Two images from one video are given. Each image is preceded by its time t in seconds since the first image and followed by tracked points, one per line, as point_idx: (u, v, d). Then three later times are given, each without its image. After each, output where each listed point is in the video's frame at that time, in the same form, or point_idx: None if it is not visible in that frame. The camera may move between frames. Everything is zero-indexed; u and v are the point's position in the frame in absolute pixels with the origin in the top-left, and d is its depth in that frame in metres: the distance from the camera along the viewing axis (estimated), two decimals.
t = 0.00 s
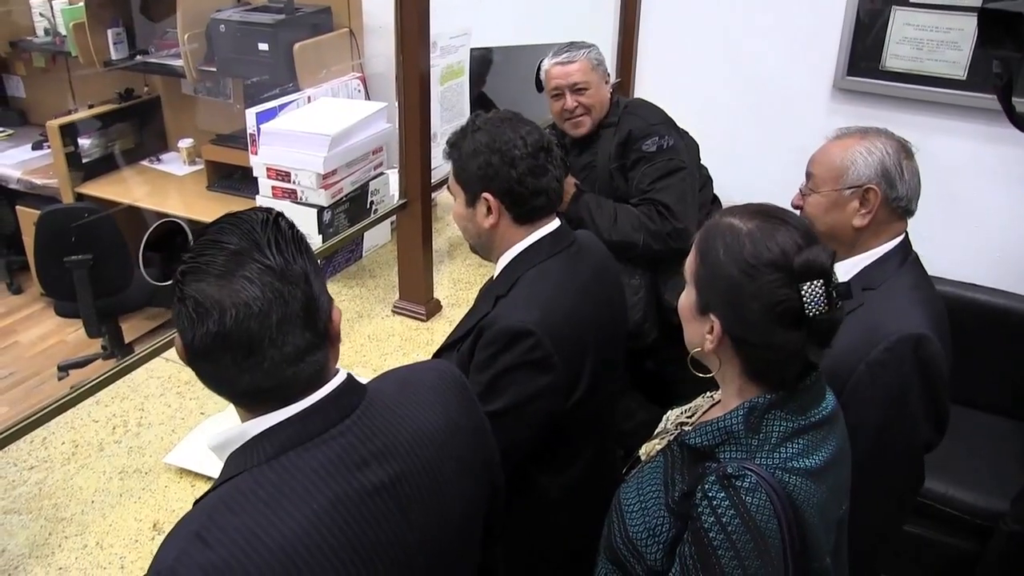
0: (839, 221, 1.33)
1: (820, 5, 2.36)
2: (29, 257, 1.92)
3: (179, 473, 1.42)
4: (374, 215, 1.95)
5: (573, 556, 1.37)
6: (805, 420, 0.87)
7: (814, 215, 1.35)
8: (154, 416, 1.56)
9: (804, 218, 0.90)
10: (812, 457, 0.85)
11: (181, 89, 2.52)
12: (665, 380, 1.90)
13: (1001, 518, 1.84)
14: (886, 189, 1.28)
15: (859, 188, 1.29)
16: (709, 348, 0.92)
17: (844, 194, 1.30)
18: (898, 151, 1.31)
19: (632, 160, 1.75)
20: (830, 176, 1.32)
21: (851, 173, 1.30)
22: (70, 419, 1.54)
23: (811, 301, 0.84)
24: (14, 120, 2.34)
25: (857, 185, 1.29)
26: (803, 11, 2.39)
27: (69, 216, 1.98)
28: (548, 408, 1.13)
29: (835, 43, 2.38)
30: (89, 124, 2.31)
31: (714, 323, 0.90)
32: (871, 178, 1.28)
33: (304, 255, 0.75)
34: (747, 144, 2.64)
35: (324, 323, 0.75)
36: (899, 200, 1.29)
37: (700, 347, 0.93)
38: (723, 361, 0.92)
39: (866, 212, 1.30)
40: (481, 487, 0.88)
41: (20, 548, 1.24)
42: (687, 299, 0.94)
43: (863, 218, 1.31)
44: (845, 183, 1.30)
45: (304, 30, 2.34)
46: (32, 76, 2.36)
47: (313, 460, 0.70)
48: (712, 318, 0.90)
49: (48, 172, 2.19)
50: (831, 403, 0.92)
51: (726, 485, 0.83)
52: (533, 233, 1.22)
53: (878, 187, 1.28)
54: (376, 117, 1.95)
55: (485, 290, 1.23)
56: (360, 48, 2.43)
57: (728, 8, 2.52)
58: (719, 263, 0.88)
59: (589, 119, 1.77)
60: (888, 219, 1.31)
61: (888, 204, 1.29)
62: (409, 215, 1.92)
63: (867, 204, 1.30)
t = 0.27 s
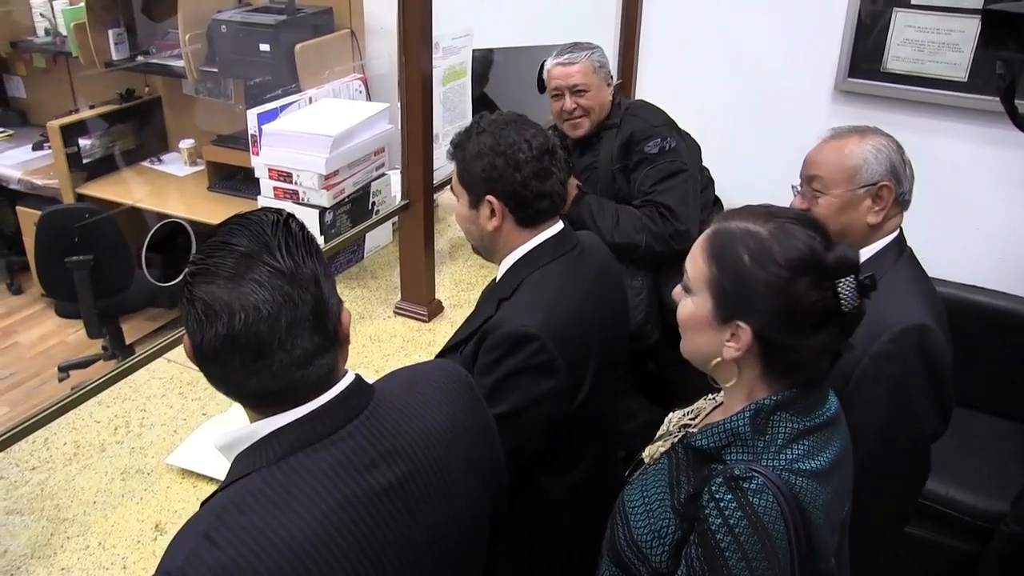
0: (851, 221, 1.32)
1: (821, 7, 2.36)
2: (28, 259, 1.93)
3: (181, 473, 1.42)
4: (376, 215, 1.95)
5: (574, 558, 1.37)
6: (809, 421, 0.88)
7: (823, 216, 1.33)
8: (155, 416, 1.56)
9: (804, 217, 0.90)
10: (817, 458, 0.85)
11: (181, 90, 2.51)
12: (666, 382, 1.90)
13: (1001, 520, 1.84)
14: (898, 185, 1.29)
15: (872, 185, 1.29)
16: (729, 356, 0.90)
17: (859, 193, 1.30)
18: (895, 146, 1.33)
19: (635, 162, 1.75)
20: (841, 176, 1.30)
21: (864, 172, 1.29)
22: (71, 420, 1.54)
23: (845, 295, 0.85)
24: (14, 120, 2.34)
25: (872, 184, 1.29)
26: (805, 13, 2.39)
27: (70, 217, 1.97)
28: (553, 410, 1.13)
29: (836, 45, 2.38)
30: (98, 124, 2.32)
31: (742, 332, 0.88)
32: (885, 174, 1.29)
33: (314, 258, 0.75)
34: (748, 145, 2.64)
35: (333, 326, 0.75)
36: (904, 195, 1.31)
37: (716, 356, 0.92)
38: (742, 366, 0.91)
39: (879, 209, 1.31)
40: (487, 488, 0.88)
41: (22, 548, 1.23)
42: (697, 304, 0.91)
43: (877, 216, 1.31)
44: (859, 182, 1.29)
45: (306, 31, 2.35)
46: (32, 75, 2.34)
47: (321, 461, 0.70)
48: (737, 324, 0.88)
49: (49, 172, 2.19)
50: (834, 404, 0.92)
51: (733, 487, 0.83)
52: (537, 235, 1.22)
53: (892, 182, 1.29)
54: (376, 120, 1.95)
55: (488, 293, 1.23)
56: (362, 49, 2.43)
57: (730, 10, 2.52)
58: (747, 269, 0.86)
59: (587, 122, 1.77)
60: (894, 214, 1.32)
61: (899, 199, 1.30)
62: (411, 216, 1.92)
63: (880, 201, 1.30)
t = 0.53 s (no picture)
0: (853, 223, 1.32)
1: (822, 9, 2.36)
2: (28, 255, 1.91)
3: (182, 471, 1.42)
4: (376, 215, 1.95)
5: (575, 558, 1.37)
6: (815, 423, 0.88)
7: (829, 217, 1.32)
8: (156, 414, 1.57)
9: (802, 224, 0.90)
10: (823, 461, 0.86)
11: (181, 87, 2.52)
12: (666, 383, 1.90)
13: (1001, 522, 1.85)
14: (897, 183, 1.31)
15: (875, 185, 1.30)
16: (749, 362, 0.91)
17: (863, 193, 1.30)
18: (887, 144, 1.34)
19: (636, 163, 1.75)
20: (846, 177, 1.30)
21: (867, 172, 1.29)
22: (72, 417, 1.54)
23: (864, 293, 0.90)
24: (15, 117, 2.31)
25: (875, 184, 1.30)
26: (807, 14, 2.39)
27: (71, 214, 1.96)
28: (556, 410, 1.13)
29: (837, 47, 2.38)
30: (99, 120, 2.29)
31: (767, 338, 0.89)
32: (887, 173, 1.30)
33: (320, 254, 0.76)
34: (749, 147, 2.64)
35: (338, 324, 0.75)
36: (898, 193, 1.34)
37: (737, 363, 0.92)
38: (759, 370, 0.92)
39: (880, 208, 1.32)
40: (490, 487, 0.88)
41: (23, 545, 1.23)
42: (713, 313, 0.91)
43: (880, 215, 1.32)
44: (863, 182, 1.30)
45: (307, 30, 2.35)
46: (33, 73, 2.34)
47: (326, 459, 0.70)
48: (764, 330, 0.89)
49: (49, 169, 2.17)
50: (837, 406, 0.93)
51: (741, 489, 0.83)
52: (541, 235, 1.22)
53: (893, 181, 1.30)
54: (377, 119, 1.95)
55: (491, 293, 1.23)
56: (363, 48, 2.45)
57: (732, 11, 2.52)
58: (769, 274, 0.87)
59: (572, 123, 1.77)
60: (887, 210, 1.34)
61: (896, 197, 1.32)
62: (412, 215, 1.93)
63: (882, 200, 1.31)
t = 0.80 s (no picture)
0: (857, 224, 1.32)
1: (822, 10, 2.36)
2: (28, 255, 1.91)
3: (182, 472, 1.42)
4: (376, 215, 1.95)
5: (575, 559, 1.37)
6: (829, 427, 0.88)
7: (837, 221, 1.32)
8: (156, 414, 1.57)
9: (811, 232, 0.90)
10: (837, 465, 0.86)
11: (180, 87, 2.53)
12: (666, 383, 1.91)
13: (1001, 524, 1.85)
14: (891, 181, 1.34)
15: (876, 186, 1.32)
16: (767, 369, 0.90)
17: (867, 195, 1.31)
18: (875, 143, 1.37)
19: (636, 163, 1.75)
20: (853, 180, 1.30)
21: (870, 173, 1.31)
22: (72, 417, 1.54)
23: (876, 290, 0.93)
24: (15, 117, 2.29)
25: (878, 184, 1.32)
26: (809, 15, 2.39)
27: (72, 215, 1.95)
28: (561, 411, 1.13)
29: (838, 47, 2.38)
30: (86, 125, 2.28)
31: (786, 345, 0.89)
32: (884, 173, 1.32)
33: (326, 254, 0.76)
34: (749, 148, 2.64)
35: (344, 323, 0.75)
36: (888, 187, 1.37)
37: (754, 371, 0.91)
38: (773, 376, 0.91)
39: (877, 208, 1.34)
40: (492, 488, 0.88)
41: (23, 545, 1.23)
42: (728, 323, 0.90)
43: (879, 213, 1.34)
44: (867, 184, 1.31)
45: (307, 30, 2.35)
46: (32, 73, 2.32)
47: (329, 457, 0.70)
48: (785, 338, 0.88)
49: (49, 169, 2.17)
50: (847, 409, 0.93)
51: (760, 493, 0.82)
52: (547, 236, 1.22)
53: (889, 180, 1.33)
54: (377, 120, 1.95)
55: (496, 294, 1.23)
56: (363, 49, 2.46)
57: (733, 12, 2.52)
58: (792, 282, 0.87)
59: (573, 123, 1.77)
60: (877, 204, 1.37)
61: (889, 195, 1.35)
62: (411, 216, 1.93)
63: (881, 199, 1.33)
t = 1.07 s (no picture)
0: (868, 228, 1.34)
1: (824, 9, 2.36)
2: (29, 254, 1.91)
3: (184, 471, 1.42)
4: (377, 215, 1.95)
5: (577, 559, 1.37)
6: (847, 430, 0.88)
7: (848, 222, 1.33)
8: (158, 413, 1.57)
9: (822, 234, 0.89)
10: (856, 469, 0.85)
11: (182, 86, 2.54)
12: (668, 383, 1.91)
13: (1003, 524, 1.85)
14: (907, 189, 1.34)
15: (890, 193, 1.32)
16: (791, 375, 0.90)
17: (880, 201, 1.32)
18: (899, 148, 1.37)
19: (638, 163, 1.74)
20: (866, 183, 1.31)
21: (885, 178, 1.31)
22: (74, 416, 1.54)
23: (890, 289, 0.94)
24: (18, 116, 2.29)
25: (892, 190, 1.32)
26: (812, 13, 2.39)
27: (71, 214, 1.97)
28: (568, 411, 1.13)
29: (841, 46, 2.38)
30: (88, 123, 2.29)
31: (813, 350, 0.88)
32: (900, 180, 1.33)
33: (329, 255, 0.76)
34: (752, 147, 2.63)
35: (348, 324, 0.75)
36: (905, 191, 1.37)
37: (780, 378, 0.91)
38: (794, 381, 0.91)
39: (891, 215, 1.34)
40: (497, 487, 0.88)
41: (25, 544, 1.24)
42: (751, 332, 0.89)
43: (893, 219, 1.34)
44: (881, 189, 1.32)
45: (307, 30, 2.35)
46: (33, 72, 2.29)
47: (334, 457, 0.70)
48: (812, 343, 0.88)
49: (51, 169, 2.18)
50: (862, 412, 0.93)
51: (782, 497, 0.82)
52: (554, 236, 1.22)
53: (904, 188, 1.34)
54: (378, 118, 1.95)
55: (503, 294, 1.23)
56: (364, 48, 2.45)
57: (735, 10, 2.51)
58: (817, 287, 0.86)
59: (580, 122, 1.78)
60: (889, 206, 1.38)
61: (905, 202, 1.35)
62: (413, 215, 1.93)
63: (895, 205, 1.34)
